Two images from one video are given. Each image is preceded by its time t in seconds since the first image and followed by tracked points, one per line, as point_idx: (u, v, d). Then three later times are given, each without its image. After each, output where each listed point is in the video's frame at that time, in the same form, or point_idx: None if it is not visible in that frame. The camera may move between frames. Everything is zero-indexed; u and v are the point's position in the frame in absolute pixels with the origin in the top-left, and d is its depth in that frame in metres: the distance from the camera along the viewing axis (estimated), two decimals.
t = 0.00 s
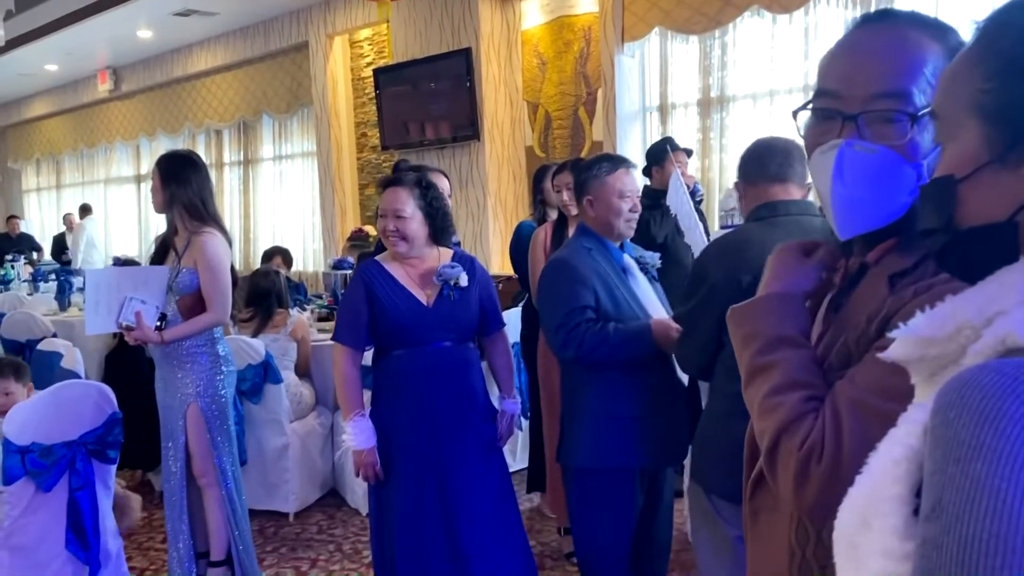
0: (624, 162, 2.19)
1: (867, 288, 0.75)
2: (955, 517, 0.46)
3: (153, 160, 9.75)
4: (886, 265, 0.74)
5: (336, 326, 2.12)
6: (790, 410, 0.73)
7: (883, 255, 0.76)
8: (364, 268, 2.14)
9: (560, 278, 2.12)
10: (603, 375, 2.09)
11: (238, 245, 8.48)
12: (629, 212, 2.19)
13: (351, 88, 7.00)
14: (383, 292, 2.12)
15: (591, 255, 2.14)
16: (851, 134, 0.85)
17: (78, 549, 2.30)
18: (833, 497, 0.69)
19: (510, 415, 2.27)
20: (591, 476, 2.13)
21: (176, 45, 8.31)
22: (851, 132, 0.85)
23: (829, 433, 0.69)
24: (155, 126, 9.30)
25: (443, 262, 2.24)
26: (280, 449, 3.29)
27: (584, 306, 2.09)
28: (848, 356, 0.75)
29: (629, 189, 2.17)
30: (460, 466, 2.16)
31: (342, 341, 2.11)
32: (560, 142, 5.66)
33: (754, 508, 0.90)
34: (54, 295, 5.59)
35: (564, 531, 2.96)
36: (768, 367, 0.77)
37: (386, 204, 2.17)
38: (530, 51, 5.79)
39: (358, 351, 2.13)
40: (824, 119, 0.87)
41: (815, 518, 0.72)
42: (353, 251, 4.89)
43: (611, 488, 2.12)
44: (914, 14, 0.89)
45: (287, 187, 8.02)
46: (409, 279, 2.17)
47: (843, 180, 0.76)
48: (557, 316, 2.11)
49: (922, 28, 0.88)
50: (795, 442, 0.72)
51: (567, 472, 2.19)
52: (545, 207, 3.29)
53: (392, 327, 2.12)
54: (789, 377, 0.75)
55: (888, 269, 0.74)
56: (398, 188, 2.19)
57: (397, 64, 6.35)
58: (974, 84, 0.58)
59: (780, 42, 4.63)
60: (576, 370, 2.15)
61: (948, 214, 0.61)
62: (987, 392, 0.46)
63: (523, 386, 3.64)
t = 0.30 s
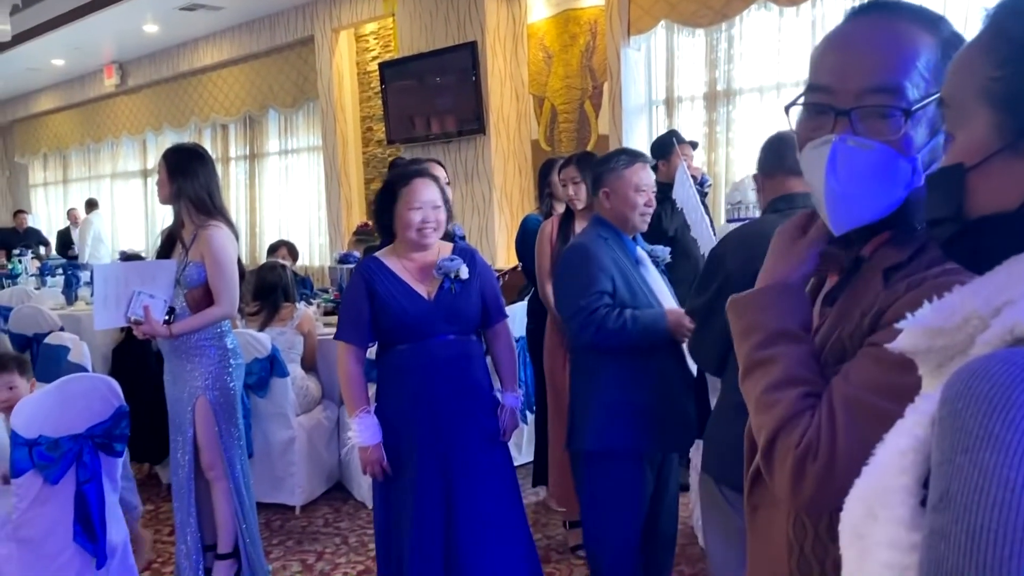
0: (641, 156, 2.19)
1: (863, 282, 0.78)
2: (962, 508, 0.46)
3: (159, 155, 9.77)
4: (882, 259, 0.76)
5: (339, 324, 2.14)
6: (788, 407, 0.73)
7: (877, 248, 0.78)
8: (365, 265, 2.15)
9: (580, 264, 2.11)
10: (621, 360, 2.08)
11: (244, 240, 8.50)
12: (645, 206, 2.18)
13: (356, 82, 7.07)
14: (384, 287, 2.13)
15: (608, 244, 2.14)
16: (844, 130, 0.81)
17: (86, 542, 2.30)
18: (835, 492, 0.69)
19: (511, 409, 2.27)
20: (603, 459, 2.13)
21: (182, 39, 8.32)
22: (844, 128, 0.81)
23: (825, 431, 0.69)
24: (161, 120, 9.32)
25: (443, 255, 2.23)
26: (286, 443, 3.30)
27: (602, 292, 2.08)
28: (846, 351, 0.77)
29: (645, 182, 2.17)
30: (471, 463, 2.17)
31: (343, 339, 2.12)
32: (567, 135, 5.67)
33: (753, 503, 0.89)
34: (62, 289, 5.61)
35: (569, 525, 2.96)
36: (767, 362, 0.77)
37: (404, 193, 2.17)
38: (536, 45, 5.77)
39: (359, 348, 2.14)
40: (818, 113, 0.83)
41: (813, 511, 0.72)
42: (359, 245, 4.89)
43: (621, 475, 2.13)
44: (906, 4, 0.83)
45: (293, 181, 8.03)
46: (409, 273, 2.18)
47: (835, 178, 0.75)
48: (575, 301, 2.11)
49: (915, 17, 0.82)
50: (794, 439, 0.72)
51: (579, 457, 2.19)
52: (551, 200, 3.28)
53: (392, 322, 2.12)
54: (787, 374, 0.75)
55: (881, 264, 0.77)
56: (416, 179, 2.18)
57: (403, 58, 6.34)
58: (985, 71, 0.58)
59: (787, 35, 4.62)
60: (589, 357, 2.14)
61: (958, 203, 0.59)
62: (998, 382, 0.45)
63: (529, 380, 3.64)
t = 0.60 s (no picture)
0: (648, 151, 2.20)
1: (859, 272, 0.78)
2: (954, 496, 0.46)
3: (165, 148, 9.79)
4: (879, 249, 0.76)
5: (346, 319, 2.12)
6: (784, 397, 0.73)
7: (875, 240, 0.77)
8: (372, 260, 2.13)
9: (589, 255, 2.11)
10: (630, 351, 2.08)
11: (250, 234, 8.52)
12: (651, 200, 2.18)
13: (362, 75, 7.06)
14: (393, 283, 2.12)
15: (617, 236, 2.15)
16: (852, 121, 0.81)
17: (91, 534, 2.31)
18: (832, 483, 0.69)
19: (512, 401, 2.30)
20: (609, 449, 2.13)
21: (188, 33, 8.33)
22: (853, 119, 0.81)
23: (819, 423, 0.69)
24: (167, 114, 9.34)
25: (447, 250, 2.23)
26: (292, 436, 3.31)
27: (612, 282, 2.09)
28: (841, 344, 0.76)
29: (652, 176, 2.17)
30: (479, 458, 2.18)
31: (350, 334, 2.11)
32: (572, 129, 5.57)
33: (750, 494, 0.89)
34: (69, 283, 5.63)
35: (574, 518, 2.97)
36: (762, 354, 0.77)
37: (417, 184, 2.16)
38: (541, 38, 5.64)
39: (367, 344, 2.13)
40: (825, 103, 0.83)
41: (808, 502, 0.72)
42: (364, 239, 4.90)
43: (626, 467, 2.13)
44: None
45: (299, 175, 8.05)
46: (415, 268, 2.18)
47: (845, 160, 0.73)
48: (585, 291, 2.10)
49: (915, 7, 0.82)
50: (788, 431, 0.72)
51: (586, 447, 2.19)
52: (556, 194, 3.28)
53: (402, 317, 2.12)
54: (779, 366, 0.75)
55: (878, 255, 0.77)
56: (427, 171, 2.18)
57: (408, 52, 6.34)
58: (985, 62, 0.57)
59: (794, 27, 4.60)
60: (595, 348, 2.14)
61: (957, 197, 0.59)
62: (989, 372, 0.46)
63: (533, 375, 3.65)
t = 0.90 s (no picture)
0: (651, 144, 2.19)
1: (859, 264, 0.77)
2: (940, 477, 0.46)
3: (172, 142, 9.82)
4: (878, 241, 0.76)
5: (353, 310, 2.09)
6: (798, 413, 0.71)
7: (875, 232, 0.77)
8: (380, 252, 2.12)
9: (595, 248, 2.12)
10: (632, 342, 2.08)
11: (257, 227, 8.56)
12: (654, 193, 2.18)
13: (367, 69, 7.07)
14: (402, 275, 2.12)
15: (622, 229, 2.15)
16: (862, 113, 0.81)
17: (98, 524, 2.32)
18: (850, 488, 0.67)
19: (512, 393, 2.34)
20: (610, 439, 2.13)
21: (194, 27, 8.35)
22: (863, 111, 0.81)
23: (840, 426, 0.67)
24: (173, 108, 9.38)
25: (451, 244, 2.25)
26: (297, 428, 3.33)
27: (617, 274, 2.09)
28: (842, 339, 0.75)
29: (655, 169, 2.17)
30: (481, 452, 2.19)
31: (357, 326, 2.08)
32: (577, 122, 5.64)
33: (750, 491, 0.87)
34: (76, 276, 5.66)
35: (578, 509, 2.98)
36: (762, 369, 0.75)
37: (427, 175, 2.15)
38: (546, 32, 5.75)
39: (374, 337, 2.11)
40: (833, 95, 0.82)
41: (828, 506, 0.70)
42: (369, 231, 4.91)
43: (627, 458, 2.14)
44: None
45: (305, 169, 8.07)
46: (422, 260, 2.18)
47: (859, 152, 0.74)
48: (590, 282, 2.11)
49: None
50: (809, 443, 0.70)
51: (591, 439, 2.19)
52: (560, 186, 3.28)
53: (411, 309, 2.12)
54: (784, 377, 0.73)
55: (879, 245, 0.76)
56: (436, 164, 2.18)
57: (413, 45, 6.33)
58: (976, 52, 0.56)
59: (799, 20, 4.59)
60: (599, 339, 2.14)
61: (949, 183, 0.59)
62: (975, 355, 0.46)
63: (537, 368, 3.66)
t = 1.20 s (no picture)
0: (655, 138, 2.21)
1: (856, 251, 0.77)
2: (918, 457, 0.48)
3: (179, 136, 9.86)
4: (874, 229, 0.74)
5: (360, 302, 2.11)
6: (792, 377, 0.72)
7: (870, 221, 0.75)
8: (388, 244, 2.13)
9: (597, 242, 2.13)
10: (635, 333, 2.10)
11: (264, 221, 8.59)
12: (657, 186, 2.19)
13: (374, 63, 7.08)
14: (410, 267, 2.13)
15: (624, 223, 2.16)
16: (860, 105, 0.82)
17: (106, 513, 2.35)
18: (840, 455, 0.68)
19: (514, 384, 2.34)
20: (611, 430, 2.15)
21: (201, 21, 8.37)
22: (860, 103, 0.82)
23: (827, 399, 0.69)
24: (181, 102, 9.42)
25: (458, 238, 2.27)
26: (303, 419, 3.36)
27: (619, 268, 2.10)
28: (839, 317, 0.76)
29: (658, 163, 2.18)
30: (487, 447, 2.21)
31: (364, 318, 2.10)
32: (582, 116, 5.64)
33: (749, 472, 0.89)
34: (84, 269, 5.69)
35: (581, 501, 2.99)
36: (769, 333, 0.76)
37: (437, 170, 2.17)
38: (554, 25, 5.78)
39: (382, 329, 2.13)
40: (829, 90, 0.83)
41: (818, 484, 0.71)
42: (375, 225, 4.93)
43: (629, 450, 2.15)
44: None
45: (311, 163, 8.10)
46: (430, 253, 2.20)
47: (857, 144, 0.74)
48: (593, 276, 2.12)
49: None
50: (796, 410, 0.72)
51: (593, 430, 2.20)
52: (564, 180, 3.29)
53: (419, 301, 2.13)
54: (787, 344, 0.74)
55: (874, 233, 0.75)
56: (445, 157, 2.19)
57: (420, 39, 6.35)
58: (962, 45, 0.56)
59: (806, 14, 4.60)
60: (601, 331, 2.16)
61: (935, 173, 0.60)
62: (953, 339, 0.48)
63: (541, 361, 3.68)
